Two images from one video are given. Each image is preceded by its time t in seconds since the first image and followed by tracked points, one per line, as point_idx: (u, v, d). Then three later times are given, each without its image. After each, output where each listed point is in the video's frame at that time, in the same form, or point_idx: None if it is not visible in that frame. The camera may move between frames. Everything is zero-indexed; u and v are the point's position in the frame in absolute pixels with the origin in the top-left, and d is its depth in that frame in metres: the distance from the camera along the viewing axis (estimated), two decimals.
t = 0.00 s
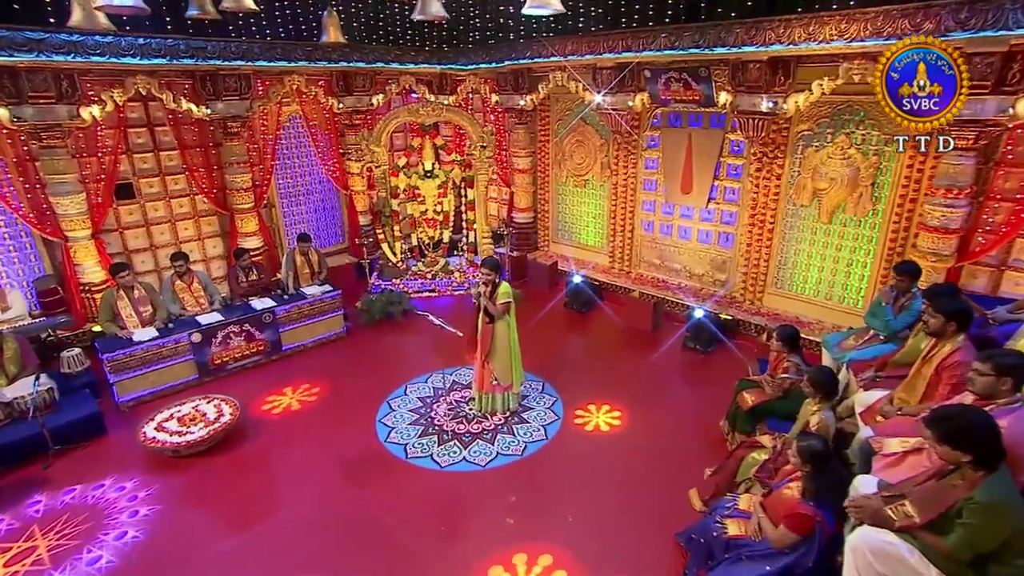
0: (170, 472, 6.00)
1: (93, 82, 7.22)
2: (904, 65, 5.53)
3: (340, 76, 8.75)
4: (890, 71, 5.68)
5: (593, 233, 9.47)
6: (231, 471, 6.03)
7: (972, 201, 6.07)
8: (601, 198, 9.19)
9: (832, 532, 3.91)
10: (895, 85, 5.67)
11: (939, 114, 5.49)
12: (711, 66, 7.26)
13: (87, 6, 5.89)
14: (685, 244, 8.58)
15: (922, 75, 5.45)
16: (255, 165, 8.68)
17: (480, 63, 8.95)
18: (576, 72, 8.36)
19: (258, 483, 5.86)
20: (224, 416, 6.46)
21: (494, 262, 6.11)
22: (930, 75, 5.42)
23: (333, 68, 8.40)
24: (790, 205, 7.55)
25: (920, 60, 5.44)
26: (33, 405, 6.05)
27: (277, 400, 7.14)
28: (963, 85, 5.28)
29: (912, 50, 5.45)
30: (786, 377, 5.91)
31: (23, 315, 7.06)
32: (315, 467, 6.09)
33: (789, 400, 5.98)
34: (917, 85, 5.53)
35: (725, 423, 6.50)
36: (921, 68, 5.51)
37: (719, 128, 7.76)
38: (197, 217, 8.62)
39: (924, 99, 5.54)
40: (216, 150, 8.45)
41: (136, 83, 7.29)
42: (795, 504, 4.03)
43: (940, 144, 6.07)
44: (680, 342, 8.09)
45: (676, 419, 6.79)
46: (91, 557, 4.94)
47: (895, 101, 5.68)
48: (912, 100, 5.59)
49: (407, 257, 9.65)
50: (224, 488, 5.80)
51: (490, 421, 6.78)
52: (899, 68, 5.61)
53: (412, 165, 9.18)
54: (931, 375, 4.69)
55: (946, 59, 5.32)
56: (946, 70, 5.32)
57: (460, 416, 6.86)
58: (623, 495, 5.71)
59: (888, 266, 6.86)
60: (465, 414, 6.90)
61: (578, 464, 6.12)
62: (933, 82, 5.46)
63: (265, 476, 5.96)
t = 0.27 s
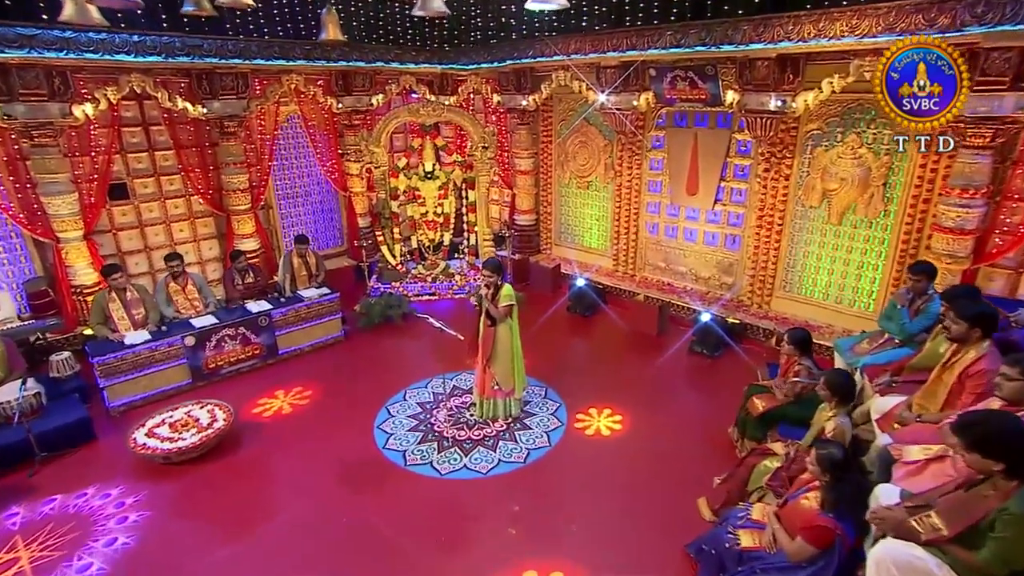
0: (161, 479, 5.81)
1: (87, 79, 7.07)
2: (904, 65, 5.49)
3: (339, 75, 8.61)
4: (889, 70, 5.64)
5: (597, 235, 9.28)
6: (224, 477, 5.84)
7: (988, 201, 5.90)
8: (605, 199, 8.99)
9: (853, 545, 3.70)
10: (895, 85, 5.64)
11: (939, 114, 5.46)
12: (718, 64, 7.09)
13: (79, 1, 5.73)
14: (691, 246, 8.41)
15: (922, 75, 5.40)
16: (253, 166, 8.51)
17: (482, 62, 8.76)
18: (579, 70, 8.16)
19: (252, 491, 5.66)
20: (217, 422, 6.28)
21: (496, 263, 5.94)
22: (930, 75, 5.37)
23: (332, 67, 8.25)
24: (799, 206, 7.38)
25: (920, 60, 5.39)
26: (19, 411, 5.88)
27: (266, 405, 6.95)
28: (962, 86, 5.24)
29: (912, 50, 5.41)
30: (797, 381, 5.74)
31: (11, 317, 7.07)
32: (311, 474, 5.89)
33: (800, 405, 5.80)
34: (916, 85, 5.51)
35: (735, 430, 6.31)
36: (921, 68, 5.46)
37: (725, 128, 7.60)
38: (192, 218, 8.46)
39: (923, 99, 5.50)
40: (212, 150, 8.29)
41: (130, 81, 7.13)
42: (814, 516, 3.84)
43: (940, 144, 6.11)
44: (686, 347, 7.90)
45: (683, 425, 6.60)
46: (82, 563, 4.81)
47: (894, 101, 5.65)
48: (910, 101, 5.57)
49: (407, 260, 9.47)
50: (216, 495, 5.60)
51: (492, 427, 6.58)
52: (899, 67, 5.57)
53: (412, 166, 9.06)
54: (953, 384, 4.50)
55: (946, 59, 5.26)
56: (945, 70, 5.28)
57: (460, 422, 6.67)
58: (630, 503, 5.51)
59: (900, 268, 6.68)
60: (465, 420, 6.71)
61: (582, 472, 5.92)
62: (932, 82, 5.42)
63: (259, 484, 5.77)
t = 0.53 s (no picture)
0: (148, 488, 5.59)
1: (77, 76, 6.91)
2: (904, 66, 5.46)
3: (336, 74, 8.48)
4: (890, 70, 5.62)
5: (599, 237, 9.08)
6: (215, 486, 5.63)
7: (1003, 200, 5.73)
8: (607, 201, 8.80)
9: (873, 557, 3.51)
10: (895, 85, 5.61)
11: (939, 115, 5.41)
12: (724, 61, 6.94)
13: None
14: (696, 248, 8.23)
15: (921, 75, 5.36)
16: (248, 166, 8.33)
17: (482, 61, 8.60)
18: (581, 69, 8.02)
19: (243, 500, 5.45)
20: (208, 428, 6.07)
21: (497, 264, 5.76)
22: (930, 75, 5.33)
23: (329, 65, 8.08)
24: (807, 207, 7.21)
25: (920, 61, 5.35)
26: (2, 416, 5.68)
27: (256, 408, 6.80)
28: (963, 86, 5.19)
29: (912, 50, 5.37)
30: (809, 385, 5.58)
31: None
32: (305, 482, 5.67)
33: (811, 409, 5.64)
34: (917, 85, 5.46)
35: (744, 436, 6.11)
36: (921, 68, 5.42)
37: (731, 127, 7.43)
38: (186, 219, 8.26)
39: (924, 99, 5.45)
40: (206, 150, 8.11)
41: (122, 78, 6.96)
42: (831, 527, 3.64)
43: (940, 144, 6.09)
44: (691, 351, 7.71)
45: (689, 432, 6.40)
46: None
47: (895, 101, 5.62)
48: (912, 101, 5.52)
49: (405, 263, 9.27)
50: (206, 504, 5.39)
51: (492, 434, 6.37)
52: (899, 67, 5.54)
53: (410, 167, 8.82)
54: (977, 395, 4.40)
55: (946, 59, 5.23)
56: (946, 70, 5.24)
57: (459, 428, 6.46)
58: (636, 512, 5.31)
59: (912, 269, 6.50)
60: (464, 426, 6.50)
61: (586, 479, 5.72)
62: (933, 82, 5.38)
63: (251, 492, 5.55)
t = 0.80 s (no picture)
0: (138, 494, 5.42)
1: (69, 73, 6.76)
2: (904, 66, 5.51)
3: (334, 73, 8.33)
4: (890, 71, 5.67)
5: (602, 238, 8.91)
6: (207, 492, 5.45)
7: (1019, 198, 5.58)
8: (610, 201, 8.64)
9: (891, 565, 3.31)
10: (895, 85, 5.66)
11: (939, 115, 5.43)
12: (730, 57, 6.80)
13: None
14: (700, 249, 8.07)
15: (922, 75, 5.40)
16: (244, 165, 8.17)
17: (483, 58, 8.45)
18: (583, 67, 7.88)
19: (236, 506, 5.27)
20: (201, 432, 5.90)
21: (498, 263, 5.59)
22: (930, 75, 5.36)
23: (327, 62, 7.93)
24: (815, 207, 7.05)
25: (920, 60, 5.40)
26: None
27: (248, 410, 6.66)
28: (963, 85, 5.23)
29: (913, 49, 5.41)
30: (819, 387, 5.43)
31: None
32: (300, 488, 5.49)
33: (822, 413, 5.48)
34: (917, 85, 5.50)
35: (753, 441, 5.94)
36: (921, 68, 5.46)
37: (737, 126, 7.29)
38: (180, 220, 8.10)
39: (923, 99, 5.49)
40: (201, 149, 7.95)
41: (115, 74, 6.81)
42: (845, 535, 3.45)
43: (940, 144, 6.05)
44: (697, 355, 7.53)
45: (695, 436, 6.23)
46: None
47: (894, 101, 5.67)
48: (911, 100, 5.56)
49: (404, 264, 9.10)
50: (197, 511, 5.21)
51: (493, 438, 6.20)
52: (899, 68, 5.59)
53: (410, 167, 8.68)
54: (1001, 398, 4.28)
55: (946, 59, 5.26)
56: (946, 69, 5.29)
57: (459, 432, 6.28)
58: (642, 519, 5.13)
59: (924, 270, 6.34)
60: (465, 430, 6.32)
61: (590, 485, 5.54)
62: (933, 82, 5.41)
63: (244, 498, 5.38)
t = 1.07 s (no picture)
0: (124, 502, 5.20)
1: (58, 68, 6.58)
2: (904, 65, 5.56)
3: (331, 70, 8.12)
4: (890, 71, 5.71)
5: (604, 240, 8.72)
6: (196, 500, 5.23)
7: None
8: (613, 201, 8.45)
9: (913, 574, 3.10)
10: (895, 85, 5.71)
11: (939, 115, 5.50)
12: (737, 53, 6.63)
13: None
14: (706, 250, 7.88)
15: (921, 75, 5.47)
16: (239, 164, 7.98)
17: (483, 56, 8.28)
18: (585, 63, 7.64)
19: (226, 515, 5.05)
20: (191, 437, 5.69)
21: (501, 262, 5.42)
22: (930, 75, 5.43)
23: (325, 60, 7.75)
24: (824, 206, 6.88)
25: (920, 61, 5.45)
26: None
27: (237, 411, 6.51)
28: (963, 84, 5.30)
29: (913, 50, 5.45)
30: (833, 391, 5.24)
31: None
32: (294, 496, 5.28)
33: (835, 417, 5.29)
34: (917, 85, 5.56)
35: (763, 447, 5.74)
36: (920, 68, 5.52)
37: (743, 123, 7.12)
38: (173, 220, 7.91)
39: (924, 99, 5.55)
40: (195, 147, 7.78)
41: (105, 70, 6.62)
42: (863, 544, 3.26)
43: (940, 144, 5.99)
44: (703, 359, 7.34)
45: (703, 442, 6.03)
46: None
47: (895, 101, 5.74)
48: (912, 100, 5.62)
49: (402, 266, 8.91)
50: (185, 520, 4.99)
51: (494, 444, 5.99)
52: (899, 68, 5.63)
53: (409, 166, 8.46)
54: None
55: (945, 59, 5.31)
56: (946, 70, 5.34)
57: (459, 437, 6.08)
58: (649, 528, 4.92)
59: (937, 270, 6.16)
60: (464, 435, 6.11)
61: (595, 492, 5.34)
62: (933, 82, 5.47)
63: (235, 506, 5.16)
